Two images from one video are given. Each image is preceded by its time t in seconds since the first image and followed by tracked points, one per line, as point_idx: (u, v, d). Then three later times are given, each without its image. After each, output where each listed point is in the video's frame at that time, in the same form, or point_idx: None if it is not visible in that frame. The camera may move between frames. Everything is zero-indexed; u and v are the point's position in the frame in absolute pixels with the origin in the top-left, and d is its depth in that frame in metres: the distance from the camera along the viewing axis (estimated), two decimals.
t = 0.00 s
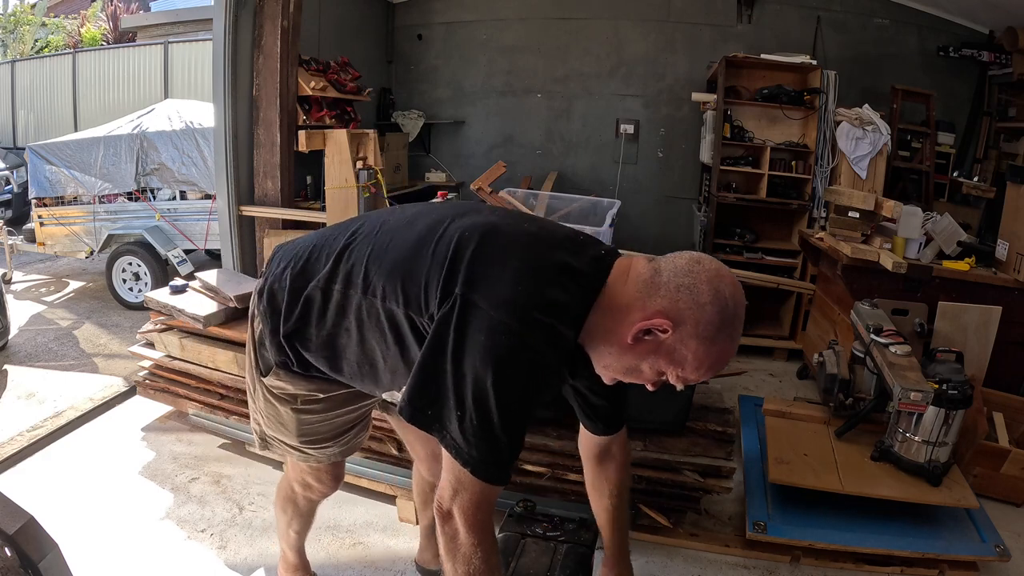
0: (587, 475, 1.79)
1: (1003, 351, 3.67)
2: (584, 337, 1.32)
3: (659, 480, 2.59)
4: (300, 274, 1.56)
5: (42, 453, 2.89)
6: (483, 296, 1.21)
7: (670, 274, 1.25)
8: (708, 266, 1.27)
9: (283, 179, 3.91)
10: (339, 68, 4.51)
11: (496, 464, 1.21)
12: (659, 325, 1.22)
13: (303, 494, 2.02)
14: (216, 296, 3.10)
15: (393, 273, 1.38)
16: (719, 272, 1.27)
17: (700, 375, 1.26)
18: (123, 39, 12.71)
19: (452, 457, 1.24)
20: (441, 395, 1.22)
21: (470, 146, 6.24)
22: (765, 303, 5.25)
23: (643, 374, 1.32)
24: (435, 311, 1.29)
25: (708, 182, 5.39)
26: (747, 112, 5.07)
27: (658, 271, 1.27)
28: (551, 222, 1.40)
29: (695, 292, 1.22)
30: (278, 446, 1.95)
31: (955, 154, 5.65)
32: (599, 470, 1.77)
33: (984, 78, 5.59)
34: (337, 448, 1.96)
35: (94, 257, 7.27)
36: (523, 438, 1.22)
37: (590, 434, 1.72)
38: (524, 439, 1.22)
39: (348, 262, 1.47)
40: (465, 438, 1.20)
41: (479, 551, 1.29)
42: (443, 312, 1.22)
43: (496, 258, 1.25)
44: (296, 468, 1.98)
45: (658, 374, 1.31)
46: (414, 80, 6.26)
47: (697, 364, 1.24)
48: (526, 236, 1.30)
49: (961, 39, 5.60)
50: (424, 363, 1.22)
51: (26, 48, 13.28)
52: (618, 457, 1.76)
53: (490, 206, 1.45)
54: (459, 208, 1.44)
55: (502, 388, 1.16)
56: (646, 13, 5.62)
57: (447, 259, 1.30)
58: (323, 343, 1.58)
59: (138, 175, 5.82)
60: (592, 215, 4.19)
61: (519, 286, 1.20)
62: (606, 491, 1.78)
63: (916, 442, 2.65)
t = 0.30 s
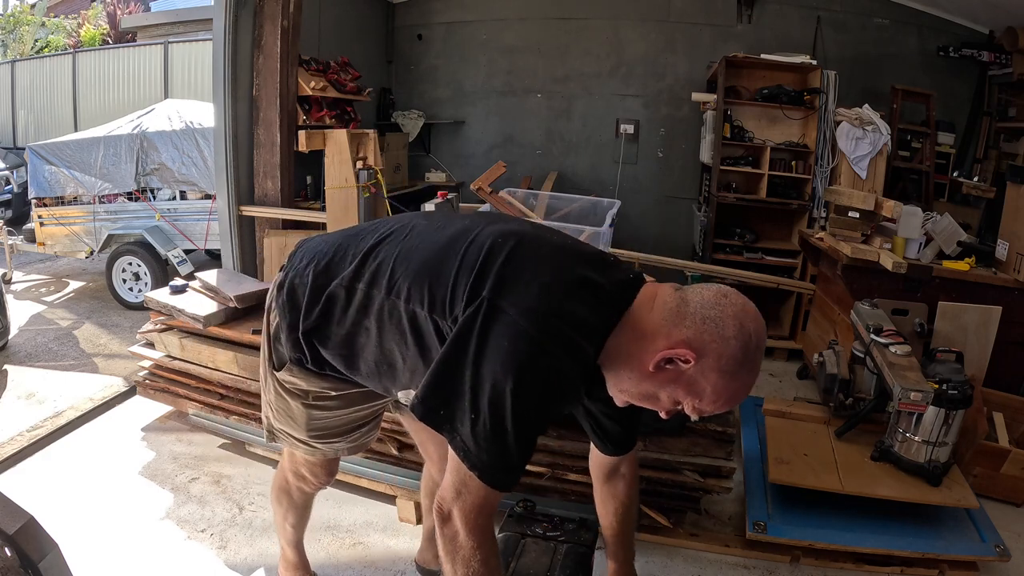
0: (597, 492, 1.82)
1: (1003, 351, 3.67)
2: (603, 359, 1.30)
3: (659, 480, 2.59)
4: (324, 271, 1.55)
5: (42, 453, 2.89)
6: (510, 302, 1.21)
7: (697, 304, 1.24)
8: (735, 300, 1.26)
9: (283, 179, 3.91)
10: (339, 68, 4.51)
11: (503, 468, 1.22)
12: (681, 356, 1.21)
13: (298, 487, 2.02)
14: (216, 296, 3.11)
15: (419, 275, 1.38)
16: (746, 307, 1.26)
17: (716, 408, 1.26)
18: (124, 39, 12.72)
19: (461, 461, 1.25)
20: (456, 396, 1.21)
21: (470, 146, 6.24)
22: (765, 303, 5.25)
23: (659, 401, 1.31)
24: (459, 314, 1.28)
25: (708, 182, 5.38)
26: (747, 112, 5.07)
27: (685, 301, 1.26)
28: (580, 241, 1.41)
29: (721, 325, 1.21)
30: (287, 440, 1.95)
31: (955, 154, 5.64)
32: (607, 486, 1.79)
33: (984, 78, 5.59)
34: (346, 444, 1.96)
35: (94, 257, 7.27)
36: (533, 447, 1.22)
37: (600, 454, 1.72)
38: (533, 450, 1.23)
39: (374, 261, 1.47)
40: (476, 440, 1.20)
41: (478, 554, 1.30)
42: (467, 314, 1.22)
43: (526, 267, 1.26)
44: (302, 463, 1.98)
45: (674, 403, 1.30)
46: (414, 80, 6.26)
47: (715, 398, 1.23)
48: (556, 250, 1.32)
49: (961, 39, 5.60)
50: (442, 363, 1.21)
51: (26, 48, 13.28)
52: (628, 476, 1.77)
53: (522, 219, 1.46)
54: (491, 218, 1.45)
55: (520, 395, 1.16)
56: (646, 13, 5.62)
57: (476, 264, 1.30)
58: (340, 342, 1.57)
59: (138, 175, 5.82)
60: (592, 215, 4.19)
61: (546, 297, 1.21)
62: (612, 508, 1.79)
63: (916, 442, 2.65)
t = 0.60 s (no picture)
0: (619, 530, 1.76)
1: (1003, 351, 3.67)
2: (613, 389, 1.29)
3: (660, 480, 2.59)
4: (345, 273, 1.56)
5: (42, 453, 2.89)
6: (532, 311, 1.21)
7: (712, 341, 1.23)
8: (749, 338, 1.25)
9: (283, 179, 3.91)
10: (339, 68, 4.51)
11: (504, 473, 1.21)
12: (693, 393, 1.20)
13: (299, 484, 2.02)
14: (216, 296, 3.11)
15: (442, 282, 1.38)
16: (759, 347, 1.26)
17: (722, 444, 1.26)
18: (124, 39, 12.72)
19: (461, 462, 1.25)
20: (466, 398, 1.20)
21: (470, 146, 6.24)
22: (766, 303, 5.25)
23: (666, 435, 1.30)
24: (480, 320, 1.29)
25: (708, 182, 5.38)
26: (747, 112, 5.07)
27: (701, 337, 1.24)
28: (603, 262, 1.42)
29: (735, 365, 1.21)
30: (292, 439, 1.95)
31: (955, 154, 5.65)
32: (630, 526, 1.73)
33: (984, 78, 5.59)
34: (351, 445, 1.96)
35: (94, 257, 7.27)
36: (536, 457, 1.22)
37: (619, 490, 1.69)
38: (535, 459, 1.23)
39: (397, 266, 1.48)
40: (481, 442, 1.19)
41: (471, 556, 1.28)
42: (488, 320, 1.22)
43: (551, 281, 1.27)
44: (307, 462, 1.98)
45: (680, 437, 1.29)
46: (414, 80, 6.25)
47: (722, 434, 1.23)
48: (581, 268, 1.33)
49: (961, 39, 5.59)
50: (456, 365, 1.20)
51: (26, 48, 13.27)
52: (648, 511, 1.73)
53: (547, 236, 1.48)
54: (516, 233, 1.46)
55: (532, 403, 1.16)
56: (645, 13, 5.63)
57: (501, 275, 1.31)
58: (353, 345, 1.56)
59: (138, 175, 5.82)
60: (592, 215, 4.19)
61: (569, 311, 1.21)
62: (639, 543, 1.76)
63: (916, 442, 2.65)
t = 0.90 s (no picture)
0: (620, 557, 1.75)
1: (1003, 351, 3.67)
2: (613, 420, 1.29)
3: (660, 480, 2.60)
4: (362, 275, 1.56)
5: (42, 453, 2.89)
6: (555, 328, 1.22)
7: (714, 378, 1.24)
8: (751, 377, 1.26)
9: (283, 179, 3.91)
10: (339, 68, 4.51)
11: (504, 481, 1.21)
12: (694, 429, 1.20)
13: (301, 481, 2.02)
14: (216, 296, 3.11)
15: (462, 294, 1.40)
16: (761, 386, 1.26)
17: (720, 479, 1.26)
18: (124, 39, 12.71)
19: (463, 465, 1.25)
20: (477, 403, 1.19)
21: (470, 146, 6.24)
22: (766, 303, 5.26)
23: (664, 467, 1.30)
24: (498, 332, 1.29)
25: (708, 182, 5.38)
26: (747, 112, 5.07)
27: (705, 374, 1.25)
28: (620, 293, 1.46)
29: (737, 403, 1.21)
30: (295, 437, 1.94)
31: (955, 154, 5.65)
32: (633, 553, 1.72)
33: (984, 78, 5.59)
34: (353, 445, 1.95)
35: (94, 257, 7.27)
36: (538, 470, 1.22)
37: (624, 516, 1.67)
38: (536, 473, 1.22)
39: (417, 275, 1.48)
40: (488, 449, 1.18)
41: (465, 558, 1.27)
42: (510, 331, 1.23)
43: (575, 302, 1.29)
44: (310, 459, 1.98)
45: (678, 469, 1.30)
46: (414, 80, 6.25)
47: (720, 470, 1.24)
48: (601, 293, 1.36)
49: (961, 39, 5.59)
50: (472, 370, 1.20)
51: (26, 49, 13.26)
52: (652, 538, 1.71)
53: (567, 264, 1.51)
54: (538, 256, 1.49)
55: (545, 416, 1.16)
56: (645, 13, 5.63)
57: (524, 292, 1.33)
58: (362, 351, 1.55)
59: (138, 175, 5.82)
60: (592, 215, 4.19)
61: (590, 331, 1.23)
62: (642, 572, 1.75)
63: (916, 442, 2.65)
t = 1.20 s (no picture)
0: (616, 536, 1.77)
1: (1003, 351, 3.67)
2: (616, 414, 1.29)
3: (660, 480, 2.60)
4: (365, 274, 1.55)
5: (42, 453, 2.89)
6: (561, 328, 1.22)
7: (717, 373, 1.24)
8: (752, 374, 1.27)
9: (283, 179, 3.91)
10: (339, 68, 4.51)
11: (509, 479, 1.20)
12: (698, 423, 1.21)
13: (303, 481, 2.02)
14: (216, 296, 3.11)
15: (466, 295, 1.40)
16: (762, 384, 1.27)
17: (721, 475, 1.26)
18: (124, 39, 12.72)
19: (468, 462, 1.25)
20: (483, 402, 1.19)
21: (470, 146, 6.24)
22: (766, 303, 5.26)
23: (665, 462, 1.30)
24: (503, 332, 1.29)
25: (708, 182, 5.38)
26: (747, 112, 5.07)
27: (708, 369, 1.25)
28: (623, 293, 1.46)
29: (740, 399, 1.22)
30: (298, 438, 1.94)
31: (955, 154, 5.65)
32: (629, 539, 1.75)
33: (984, 78, 5.59)
34: (355, 445, 1.96)
35: (94, 257, 7.27)
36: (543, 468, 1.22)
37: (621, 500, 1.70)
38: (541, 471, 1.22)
39: (419, 274, 1.48)
40: (493, 448, 1.18)
41: (469, 555, 1.27)
42: (516, 331, 1.23)
43: (582, 302, 1.29)
44: (312, 457, 1.97)
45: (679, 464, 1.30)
46: (414, 80, 6.25)
47: (721, 465, 1.24)
48: (606, 294, 1.35)
49: (961, 39, 5.59)
50: (478, 370, 1.20)
51: (26, 49, 13.25)
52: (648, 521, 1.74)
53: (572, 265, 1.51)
54: (542, 257, 1.49)
55: (551, 415, 1.15)
56: (645, 13, 5.63)
57: (530, 293, 1.33)
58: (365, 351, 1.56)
59: (138, 175, 5.82)
60: (592, 215, 4.19)
61: (596, 331, 1.23)
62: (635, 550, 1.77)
63: (916, 442, 2.65)
